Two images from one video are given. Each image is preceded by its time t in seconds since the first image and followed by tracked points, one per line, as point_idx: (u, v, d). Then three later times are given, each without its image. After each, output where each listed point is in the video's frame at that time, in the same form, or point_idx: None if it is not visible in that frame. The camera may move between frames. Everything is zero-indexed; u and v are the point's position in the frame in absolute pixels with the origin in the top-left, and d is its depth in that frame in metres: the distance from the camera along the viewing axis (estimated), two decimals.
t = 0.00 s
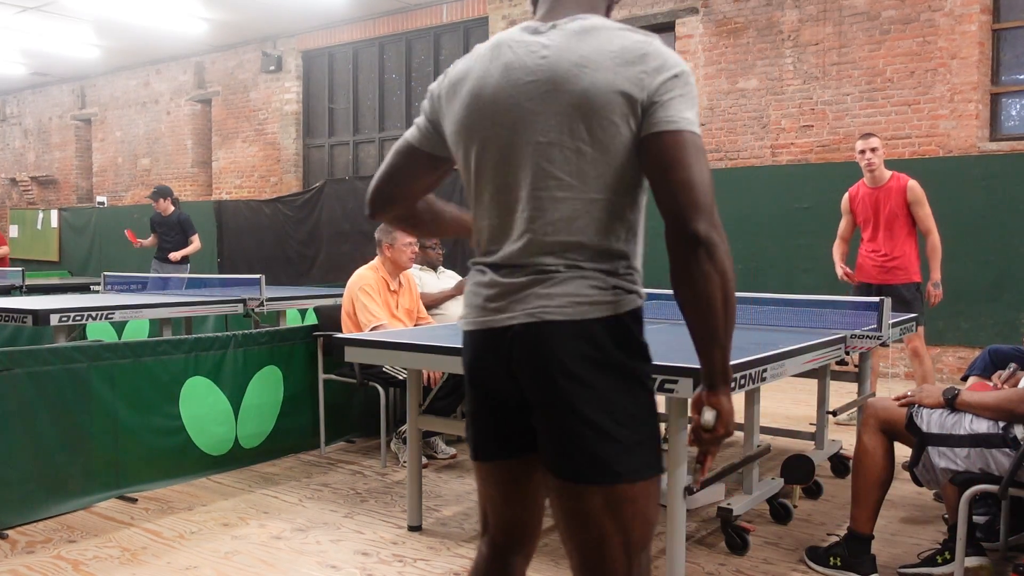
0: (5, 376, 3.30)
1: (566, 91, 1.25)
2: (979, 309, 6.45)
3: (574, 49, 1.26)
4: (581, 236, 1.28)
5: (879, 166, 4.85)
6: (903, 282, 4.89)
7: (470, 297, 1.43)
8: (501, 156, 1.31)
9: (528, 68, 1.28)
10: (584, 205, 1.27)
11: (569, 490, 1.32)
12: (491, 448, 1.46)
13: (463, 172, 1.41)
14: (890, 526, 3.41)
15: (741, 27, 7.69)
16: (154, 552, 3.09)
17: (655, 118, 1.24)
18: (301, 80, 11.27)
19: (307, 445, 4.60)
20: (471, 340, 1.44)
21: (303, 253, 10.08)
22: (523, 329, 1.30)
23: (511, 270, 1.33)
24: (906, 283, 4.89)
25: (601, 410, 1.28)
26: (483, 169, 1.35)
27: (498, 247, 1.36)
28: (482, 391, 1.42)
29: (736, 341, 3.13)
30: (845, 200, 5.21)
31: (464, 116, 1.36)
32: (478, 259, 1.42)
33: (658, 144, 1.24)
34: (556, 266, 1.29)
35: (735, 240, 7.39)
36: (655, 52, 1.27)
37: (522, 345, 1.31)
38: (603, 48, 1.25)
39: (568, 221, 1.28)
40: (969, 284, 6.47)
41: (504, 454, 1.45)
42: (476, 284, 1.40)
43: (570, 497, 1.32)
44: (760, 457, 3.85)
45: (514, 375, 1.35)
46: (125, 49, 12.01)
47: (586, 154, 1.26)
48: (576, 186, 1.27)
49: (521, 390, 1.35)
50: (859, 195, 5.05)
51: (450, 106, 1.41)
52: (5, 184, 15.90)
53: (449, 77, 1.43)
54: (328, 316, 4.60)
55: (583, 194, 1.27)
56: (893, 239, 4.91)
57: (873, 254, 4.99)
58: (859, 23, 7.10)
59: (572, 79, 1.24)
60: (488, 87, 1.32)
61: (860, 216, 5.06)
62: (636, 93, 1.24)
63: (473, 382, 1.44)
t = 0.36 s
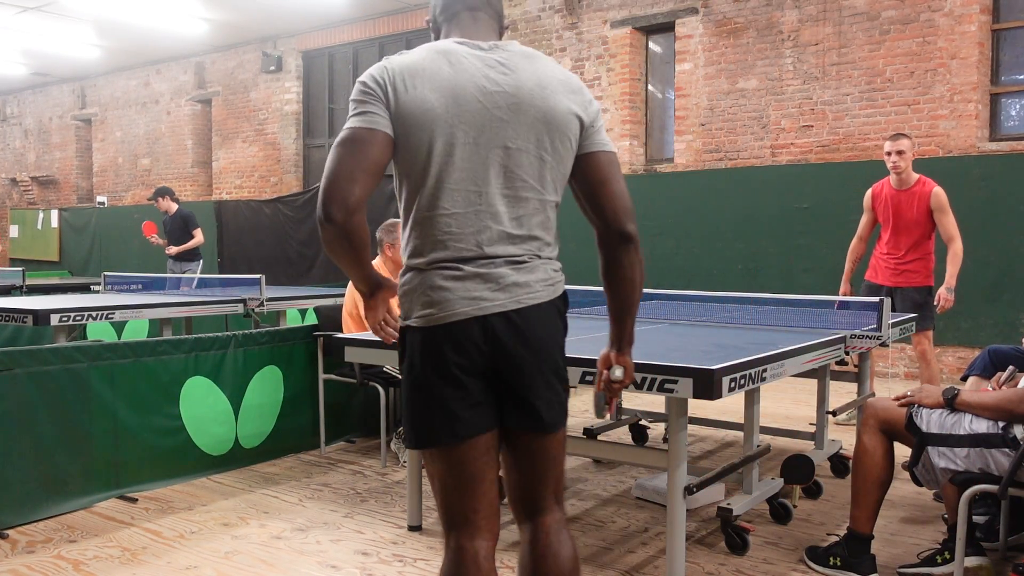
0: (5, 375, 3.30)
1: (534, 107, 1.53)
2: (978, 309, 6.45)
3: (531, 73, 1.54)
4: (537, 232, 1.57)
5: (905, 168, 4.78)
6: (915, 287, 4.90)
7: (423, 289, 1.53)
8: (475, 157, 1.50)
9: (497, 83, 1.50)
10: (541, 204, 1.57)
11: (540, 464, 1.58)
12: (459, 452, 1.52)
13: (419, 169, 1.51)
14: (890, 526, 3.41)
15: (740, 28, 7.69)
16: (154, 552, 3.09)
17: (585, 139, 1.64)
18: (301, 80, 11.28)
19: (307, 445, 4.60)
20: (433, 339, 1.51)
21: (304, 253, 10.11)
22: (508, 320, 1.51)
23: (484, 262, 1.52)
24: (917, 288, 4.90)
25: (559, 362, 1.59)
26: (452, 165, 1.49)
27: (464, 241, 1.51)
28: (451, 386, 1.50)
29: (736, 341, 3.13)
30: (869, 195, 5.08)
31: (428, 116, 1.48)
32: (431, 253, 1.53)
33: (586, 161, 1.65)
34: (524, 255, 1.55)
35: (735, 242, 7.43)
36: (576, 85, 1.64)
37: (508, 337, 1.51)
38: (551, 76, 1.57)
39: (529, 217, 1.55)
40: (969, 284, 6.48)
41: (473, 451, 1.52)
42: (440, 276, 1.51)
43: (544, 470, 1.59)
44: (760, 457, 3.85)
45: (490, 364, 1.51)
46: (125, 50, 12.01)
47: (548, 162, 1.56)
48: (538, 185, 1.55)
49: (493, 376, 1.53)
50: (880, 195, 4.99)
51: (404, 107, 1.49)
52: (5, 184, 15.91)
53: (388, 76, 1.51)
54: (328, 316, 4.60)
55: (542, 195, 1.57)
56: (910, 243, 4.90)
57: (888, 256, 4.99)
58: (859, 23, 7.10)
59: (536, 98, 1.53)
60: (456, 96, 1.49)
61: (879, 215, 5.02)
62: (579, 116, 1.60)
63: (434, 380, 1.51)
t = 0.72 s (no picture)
0: (6, 375, 3.31)
1: (502, 142, 1.68)
2: (978, 309, 6.45)
3: (499, 112, 1.71)
4: (504, 251, 1.75)
5: (887, 170, 4.78)
6: (906, 287, 4.90)
7: (413, 298, 1.66)
8: (453, 184, 1.66)
9: (469, 121, 1.67)
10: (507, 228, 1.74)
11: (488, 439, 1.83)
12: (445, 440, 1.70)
13: (406, 193, 1.66)
14: (890, 526, 3.42)
15: (740, 28, 7.70)
16: (154, 552, 3.10)
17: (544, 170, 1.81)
18: (301, 80, 11.29)
19: (307, 445, 4.61)
20: (427, 344, 1.66)
21: (304, 253, 10.09)
22: (486, 325, 1.70)
23: (467, 274, 1.68)
24: (909, 289, 4.89)
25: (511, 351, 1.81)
26: (435, 190, 1.65)
27: (449, 255, 1.67)
28: (438, 383, 1.68)
29: (736, 341, 3.13)
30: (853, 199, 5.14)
31: (411, 150, 1.64)
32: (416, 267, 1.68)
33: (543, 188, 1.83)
34: (494, 269, 1.72)
35: (735, 241, 7.43)
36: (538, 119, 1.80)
37: (485, 340, 1.71)
38: (516, 114, 1.73)
39: (498, 239, 1.73)
40: (969, 284, 6.48)
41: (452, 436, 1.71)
42: (430, 288, 1.66)
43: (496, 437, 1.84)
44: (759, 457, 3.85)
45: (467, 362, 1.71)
46: (126, 50, 12.02)
47: (514, 190, 1.72)
48: (505, 210, 1.72)
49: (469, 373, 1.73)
50: (866, 198, 5.00)
51: (386, 142, 1.65)
52: (6, 184, 15.92)
53: (371, 114, 1.66)
54: (329, 316, 4.61)
55: (508, 219, 1.74)
56: (898, 244, 4.90)
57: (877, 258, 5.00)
58: (859, 23, 7.11)
59: (504, 133, 1.69)
60: (432, 133, 1.65)
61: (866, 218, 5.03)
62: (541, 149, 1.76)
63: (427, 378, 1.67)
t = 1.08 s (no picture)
0: (6, 375, 3.31)
1: (465, 142, 1.90)
2: (978, 309, 6.45)
3: (464, 117, 1.93)
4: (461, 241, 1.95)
5: (854, 178, 4.78)
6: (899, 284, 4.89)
7: (377, 279, 1.85)
8: (418, 176, 1.86)
9: (438, 123, 1.89)
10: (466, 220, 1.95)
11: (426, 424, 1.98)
12: (364, 413, 1.88)
13: (376, 184, 1.85)
14: (890, 526, 3.42)
15: (740, 28, 7.70)
16: (154, 552, 3.10)
17: (502, 171, 2.01)
18: (301, 80, 11.28)
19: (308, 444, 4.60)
20: (381, 318, 1.85)
21: (304, 253, 10.08)
22: (436, 307, 1.89)
23: (425, 259, 1.88)
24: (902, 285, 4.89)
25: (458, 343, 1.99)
26: (402, 183, 1.85)
27: (410, 242, 1.87)
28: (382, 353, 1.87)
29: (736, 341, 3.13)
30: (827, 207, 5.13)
31: (383, 145, 1.85)
32: (381, 250, 1.87)
33: (501, 187, 2.02)
34: (451, 256, 1.92)
35: (735, 241, 7.43)
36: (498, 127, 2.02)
37: (431, 322, 1.90)
38: (477, 121, 1.96)
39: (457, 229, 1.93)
40: (968, 284, 6.48)
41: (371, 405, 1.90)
42: (392, 270, 1.85)
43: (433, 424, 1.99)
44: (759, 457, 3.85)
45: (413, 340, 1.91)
46: (125, 50, 12.02)
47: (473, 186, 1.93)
48: (465, 203, 1.93)
49: (413, 351, 1.92)
50: (840, 206, 4.99)
51: (362, 138, 1.85)
52: (6, 184, 15.92)
53: (351, 114, 1.87)
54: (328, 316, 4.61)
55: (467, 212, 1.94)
56: (880, 245, 4.91)
57: (863, 261, 4.99)
58: (859, 23, 7.11)
59: (468, 136, 1.91)
60: (405, 132, 1.86)
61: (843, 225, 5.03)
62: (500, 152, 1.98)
63: (355, 354, 1.87)
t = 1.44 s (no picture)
0: (6, 375, 3.30)
1: (349, 146, 1.95)
2: (979, 309, 6.44)
3: (352, 124, 1.97)
4: (360, 242, 1.98)
5: (880, 182, 4.78)
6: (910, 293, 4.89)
7: (274, 282, 1.97)
8: (305, 186, 1.95)
9: (322, 132, 1.95)
10: (363, 222, 1.98)
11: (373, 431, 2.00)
12: (282, 408, 1.99)
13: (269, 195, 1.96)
14: (890, 526, 3.42)
15: (740, 28, 7.70)
16: (154, 552, 3.09)
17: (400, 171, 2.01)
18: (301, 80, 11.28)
19: (308, 444, 4.60)
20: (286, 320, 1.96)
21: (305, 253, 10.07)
22: (326, 306, 1.94)
23: (316, 262, 1.95)
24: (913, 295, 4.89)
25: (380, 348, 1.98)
26: (290, 192, 1.95)
27: (302, 247, 1.96)
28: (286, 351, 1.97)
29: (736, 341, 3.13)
30: (853, 207, 5.17)
31: (269, 159, 1.95)
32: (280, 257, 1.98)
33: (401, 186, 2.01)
34: (347, 257, 1.96)
35: (735, 241, 7.43)
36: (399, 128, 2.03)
37: (327, 317, 1.95)
38: (369, 124, 1.99)
39: (352, 231, 1.97)
40: (969, 284, 6.48)
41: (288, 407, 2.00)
42: (285, 274, 1.96)
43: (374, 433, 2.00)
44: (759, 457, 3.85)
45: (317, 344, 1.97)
46: (125, 50, 12.01)
47: (364, 189, 1.96)
48: (356, 206, 1.97)
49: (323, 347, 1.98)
50: (866, 207, 5.01)
51: (254, 156, 1.97)
52: (6, 184, 15.90)
53: (247, 133, 1.99)
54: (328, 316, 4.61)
55: (363, 214, 1.98)
56: (897, 251, 4.90)
57: (879, 266, 4.99)
58: (859, 23, 7.11)
59: (352, 141, 1.95)
60: (292, 145, 1.95)
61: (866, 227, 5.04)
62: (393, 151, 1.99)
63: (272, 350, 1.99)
